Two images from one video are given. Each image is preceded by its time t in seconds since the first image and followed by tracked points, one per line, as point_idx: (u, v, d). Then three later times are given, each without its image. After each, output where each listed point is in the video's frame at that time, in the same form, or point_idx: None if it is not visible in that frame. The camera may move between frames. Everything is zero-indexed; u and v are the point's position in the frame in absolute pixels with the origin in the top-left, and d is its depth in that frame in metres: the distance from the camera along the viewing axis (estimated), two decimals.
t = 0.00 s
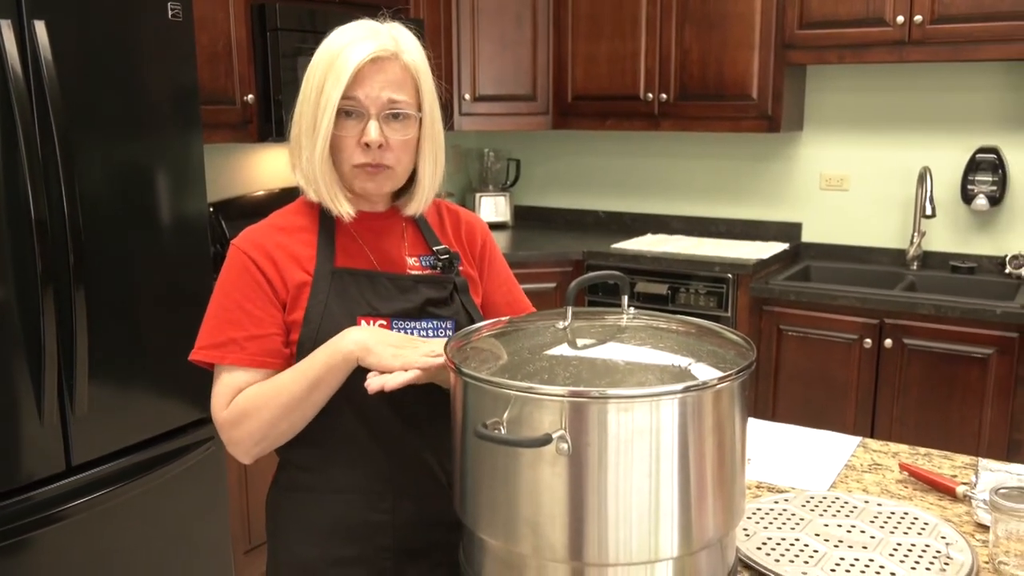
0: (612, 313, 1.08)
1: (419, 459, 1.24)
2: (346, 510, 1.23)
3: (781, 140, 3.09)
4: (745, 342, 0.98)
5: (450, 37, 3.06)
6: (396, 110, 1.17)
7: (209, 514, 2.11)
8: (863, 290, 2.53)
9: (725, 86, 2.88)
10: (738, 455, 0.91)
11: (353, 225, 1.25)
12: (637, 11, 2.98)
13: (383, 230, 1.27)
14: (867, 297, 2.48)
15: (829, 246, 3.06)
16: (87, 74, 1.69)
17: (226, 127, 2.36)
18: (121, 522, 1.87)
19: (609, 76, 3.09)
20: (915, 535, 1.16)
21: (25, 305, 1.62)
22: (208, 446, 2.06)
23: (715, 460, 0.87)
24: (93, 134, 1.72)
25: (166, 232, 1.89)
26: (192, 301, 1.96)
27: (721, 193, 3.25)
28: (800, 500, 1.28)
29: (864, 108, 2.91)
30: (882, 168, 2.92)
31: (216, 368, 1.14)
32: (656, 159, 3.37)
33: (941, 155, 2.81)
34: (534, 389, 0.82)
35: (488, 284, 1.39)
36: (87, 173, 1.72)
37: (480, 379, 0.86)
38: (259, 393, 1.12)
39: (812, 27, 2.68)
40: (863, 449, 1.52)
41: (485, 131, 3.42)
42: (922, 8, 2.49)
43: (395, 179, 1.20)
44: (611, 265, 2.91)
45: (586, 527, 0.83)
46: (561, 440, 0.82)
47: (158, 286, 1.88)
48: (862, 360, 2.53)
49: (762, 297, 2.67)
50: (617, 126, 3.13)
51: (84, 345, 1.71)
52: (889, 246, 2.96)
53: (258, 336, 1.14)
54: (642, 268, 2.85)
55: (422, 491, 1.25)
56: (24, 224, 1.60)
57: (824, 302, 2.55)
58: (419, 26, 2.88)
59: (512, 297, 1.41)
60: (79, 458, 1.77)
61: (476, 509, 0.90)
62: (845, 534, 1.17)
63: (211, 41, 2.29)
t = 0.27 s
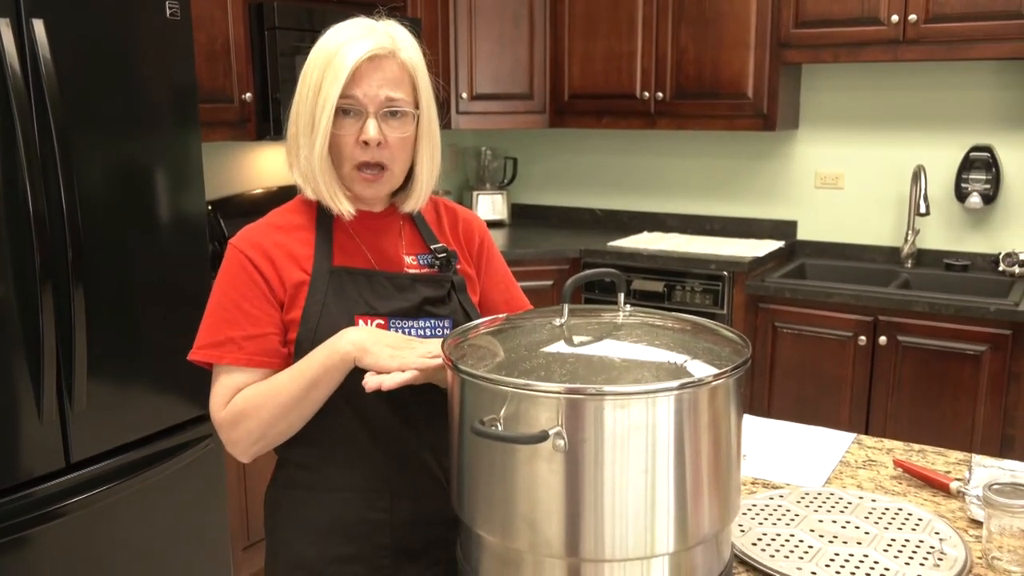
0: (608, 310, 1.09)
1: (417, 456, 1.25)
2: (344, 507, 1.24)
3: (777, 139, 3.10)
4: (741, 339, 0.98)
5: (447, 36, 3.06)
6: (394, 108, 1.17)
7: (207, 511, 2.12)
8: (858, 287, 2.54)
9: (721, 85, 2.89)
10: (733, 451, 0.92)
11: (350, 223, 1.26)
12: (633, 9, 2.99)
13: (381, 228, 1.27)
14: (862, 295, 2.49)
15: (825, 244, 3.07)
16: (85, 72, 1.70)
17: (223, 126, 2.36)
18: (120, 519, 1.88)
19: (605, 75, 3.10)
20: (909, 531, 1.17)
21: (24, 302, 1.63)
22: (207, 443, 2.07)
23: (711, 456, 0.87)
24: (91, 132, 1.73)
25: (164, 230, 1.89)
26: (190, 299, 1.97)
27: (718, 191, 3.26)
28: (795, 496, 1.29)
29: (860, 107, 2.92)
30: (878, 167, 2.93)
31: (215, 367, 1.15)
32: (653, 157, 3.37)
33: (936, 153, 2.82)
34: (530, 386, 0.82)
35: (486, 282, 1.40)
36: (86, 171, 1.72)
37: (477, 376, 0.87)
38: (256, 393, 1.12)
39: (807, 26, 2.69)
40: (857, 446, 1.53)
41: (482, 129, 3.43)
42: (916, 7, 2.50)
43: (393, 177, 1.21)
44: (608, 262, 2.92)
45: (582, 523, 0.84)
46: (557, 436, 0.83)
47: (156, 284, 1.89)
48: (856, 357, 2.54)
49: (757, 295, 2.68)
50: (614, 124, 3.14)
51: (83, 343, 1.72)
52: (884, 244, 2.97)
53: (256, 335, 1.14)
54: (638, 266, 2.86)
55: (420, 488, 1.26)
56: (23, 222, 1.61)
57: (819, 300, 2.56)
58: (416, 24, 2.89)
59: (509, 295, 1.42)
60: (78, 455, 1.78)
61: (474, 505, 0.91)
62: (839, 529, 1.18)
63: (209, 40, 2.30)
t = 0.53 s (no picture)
0: (604, 308, 1.10)
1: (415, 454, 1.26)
2: (343, 504, 1.25)
3: (773, 138, 3.11)
4: (737, 337, 1.00)
5: (445, 36, 3.07)
6: (392, 108, 1.18)
7: (206, 509, 2.13)
8: (853, 286, 2.56)
9: (717, 85, 2.90)
10: (729, 448, 0.93)
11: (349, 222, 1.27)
12: (630, 9, 3.00)
13: (379, 228, 1.29)
14: (856, 293, 2.50)
15: (821, 243, 3.08)
16: (84, 71, 1.71)
17: (221, 125, 2.37)
18: (119, 517, 1.89)
19: (602, 75, 3.11)
20: (903, 527, 1.18)
21: (24, 301, 1.64)
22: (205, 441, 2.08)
23: (707, 453, 0.88)
24: (91, 132, 1.73)
25: (163, 229, 1.90)
26: (189, 297, 1.98)
27: (714, 190, 3.27)
28: (790, 492, 1.30)
29: (856, 106, 2.93)
30: (874, 166, 2.94)
31: (215, 367, 1.16)
32: (650, 156, 3.38)
33: (932, 152, 2.83)
34: (528, 384, 0.83)
35: (484, 280, 1.41)
36: (85, 170, 1.73)
37: (474, 374, 0.88)
38: (255, 392, 1.13)
39: (803, 26, 2.70)
40: (852, 443, 1.54)
41: (479, 129, 3.44)
42: (910, 8, 2.51)
43: (391, 176, 1.22)
44: (604, 261, 2.93)
45: (578, 519, 0.85)
46: (555, 433, 0.84)
47: (155, 283, 1.90)
48: (851, 354, 2.55)
49: (753, 293, 2.69)
50: (610, 124, 3.15)
51: (82, 341, 1.73)
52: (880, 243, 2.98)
53: (255, 334, 1.15)
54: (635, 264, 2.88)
55: (418, 486, 1.27)
56: (22, 221, 1.62)
57: (814, 298, 2.58)
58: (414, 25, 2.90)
59: (508, 293, 1.43)
60: (78, 453, 1.79)
61: (472, 502, 0.92)
62: (834, 526, 1.19)
63: (208, 40, 2.31)
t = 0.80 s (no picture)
0: (601, 307, 1.11)
1: (414, 451, 1.27)
2: (342, 502, 1.26)
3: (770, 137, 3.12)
4: (733, 335, 1.00)
5: (443, 36, 3.08)
6: (396, 110, 1.19)
7: (206, 507, 2.13)
8: (849, 284, 2.57)
9: (713, 84, 2.91)
10: (725, 446, 0.93)
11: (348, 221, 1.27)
12: (627, 9, 3.01)
13: (378, 227, 1.29)
14: (852, 291, 2.51)
15: (818, 242, 3.09)
16: (83, 71, 1.71)
17: (220, 125, 2.38)
18: (119, 514, 1.90)
19: (600, 74, 3.12)
20: (898, 523, 1.19)
21: (24, 299, 1.65)
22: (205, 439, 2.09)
23: (703, 450, 0.89)
24: (90, 132, 1.74)
25: (163, 228, 1.91)
26: (189, 296, 1.99)
27: (712, 189, 3.28)
28: (786, 489, 1.31)
29: (853, 106, 2.94)
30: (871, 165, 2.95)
31: (215, 365, 1.17)
32: (647, 155, 3.39)
33: (928, 151, 2.84)
34: (525, 382, 0.84)
35: (483, 278, 1.42)
36: (85, 169, 1.74)
37: (473, 372, 0.89)
38: (254, 389, 1.14)
39: (799, 26, 2.71)
40: (848, 440, 1.55)
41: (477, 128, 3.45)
42: (906, 8, 2.52)
43: (395, 176, 1.24)
44: (602, 260, 2.94)
45: (576, 517, 0.86)
46: (552, 431, 0.85)
47: (155, 282, 1.91)
48: (847, 352, 2.57)
49: (749, 291, 2.71)
50: (608, 123, 3.16)
51: (82, 339, 1.74)
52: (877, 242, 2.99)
53: (255, 332, 1.16)
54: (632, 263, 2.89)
55: (416, 483, 1.28)
56: (22, 220, 1.62)
57: (810, 296, 2.59)
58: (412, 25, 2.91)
59: (507, 291, 1.43)
60: (78, 451, 1.79)
61: (470, 499, 0.93)
62: (830, 522, 1.20)
63: (207, 40, 2.31)
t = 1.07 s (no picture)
0: (599, 306, 1.12)
1: (413, 449, 1.28)
2: (342, 499, 1.27)
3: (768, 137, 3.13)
4: (730, 333, 1.02)
5: (442, 36, 3.09)
6: (399, 110, 1.20)
7: (206, 505, 2.14)
8: (846, 283, 2.58)
9: (710, 84, 2.92)
10: (722, 444, 0.94)
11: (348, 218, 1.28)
12: (625, 10, 3.02)
13: (378, 224, 1.31)
14: (849, 290, 2.52)
15: (816, 241, 3.10)
16: (84, 71, 1.72)
17: (220, 124, 2.38)
18: (119, 512, 1.91)
19: (598, 75, 3.12)
20: (894, 521, 1.20)
21: (25, 298, 1.65)
22: (205, 437, 2.10)
23: (700, 449, 0.90)
24: (91, 131, 1.75)
25: (163, 227, 1.92)
26: (189, 295, 1.99)
27: (710, 189, 3.29)
28: (783, 487, 1.32)
29: (850, 105, 2.95)
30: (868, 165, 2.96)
31: (218, 360, 1.18)
32: (645, 155, 3.40)
33: (925, 151, 2.85)
34: (524, 380, 0.85)
35: (483, 275, 1.43)
36: (86, 169, 1.74)
37: (471, 370, 0.90)
38: (254, 379, 1.15)
39: (796, 26, 2.72)
40: (844, 438, 1.56)
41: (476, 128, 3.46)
42: (902, 8, 2.53)
43: (398, 175, 1.25)
44: (599, 258, 2.95)
45: (573, 514, 0.87)
46: (550, 429, 0.86)
47: (155, 281, 1.91)
48: (843, 351, 2.58)
49: (746, 290, 2.72)
50: (606, 123, 3.17)
51: (82, 338, 1.75)
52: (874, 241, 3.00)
53: (256, 325, 1.17)
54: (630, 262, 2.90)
55: (416, 480, 1.29)
56: (22, 219, 1.63)
57: (806, 295, 2.60)
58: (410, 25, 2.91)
59: (506, 285, 1.44)
60: (79, 449, 1.80)
61: (469, 497, 0.94)
62: (826, 520, 1.21)
63: (207, 40, 2.31)
